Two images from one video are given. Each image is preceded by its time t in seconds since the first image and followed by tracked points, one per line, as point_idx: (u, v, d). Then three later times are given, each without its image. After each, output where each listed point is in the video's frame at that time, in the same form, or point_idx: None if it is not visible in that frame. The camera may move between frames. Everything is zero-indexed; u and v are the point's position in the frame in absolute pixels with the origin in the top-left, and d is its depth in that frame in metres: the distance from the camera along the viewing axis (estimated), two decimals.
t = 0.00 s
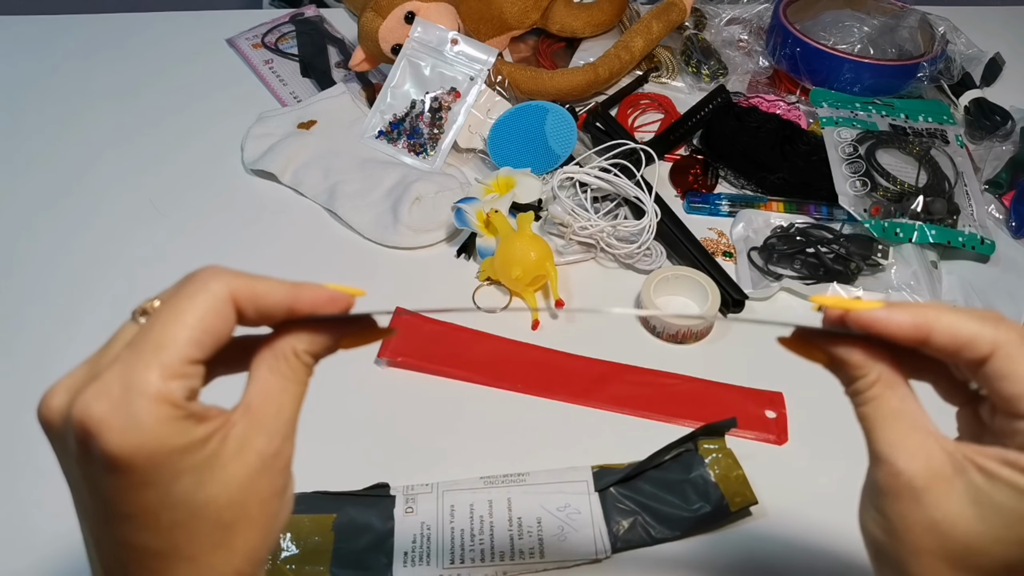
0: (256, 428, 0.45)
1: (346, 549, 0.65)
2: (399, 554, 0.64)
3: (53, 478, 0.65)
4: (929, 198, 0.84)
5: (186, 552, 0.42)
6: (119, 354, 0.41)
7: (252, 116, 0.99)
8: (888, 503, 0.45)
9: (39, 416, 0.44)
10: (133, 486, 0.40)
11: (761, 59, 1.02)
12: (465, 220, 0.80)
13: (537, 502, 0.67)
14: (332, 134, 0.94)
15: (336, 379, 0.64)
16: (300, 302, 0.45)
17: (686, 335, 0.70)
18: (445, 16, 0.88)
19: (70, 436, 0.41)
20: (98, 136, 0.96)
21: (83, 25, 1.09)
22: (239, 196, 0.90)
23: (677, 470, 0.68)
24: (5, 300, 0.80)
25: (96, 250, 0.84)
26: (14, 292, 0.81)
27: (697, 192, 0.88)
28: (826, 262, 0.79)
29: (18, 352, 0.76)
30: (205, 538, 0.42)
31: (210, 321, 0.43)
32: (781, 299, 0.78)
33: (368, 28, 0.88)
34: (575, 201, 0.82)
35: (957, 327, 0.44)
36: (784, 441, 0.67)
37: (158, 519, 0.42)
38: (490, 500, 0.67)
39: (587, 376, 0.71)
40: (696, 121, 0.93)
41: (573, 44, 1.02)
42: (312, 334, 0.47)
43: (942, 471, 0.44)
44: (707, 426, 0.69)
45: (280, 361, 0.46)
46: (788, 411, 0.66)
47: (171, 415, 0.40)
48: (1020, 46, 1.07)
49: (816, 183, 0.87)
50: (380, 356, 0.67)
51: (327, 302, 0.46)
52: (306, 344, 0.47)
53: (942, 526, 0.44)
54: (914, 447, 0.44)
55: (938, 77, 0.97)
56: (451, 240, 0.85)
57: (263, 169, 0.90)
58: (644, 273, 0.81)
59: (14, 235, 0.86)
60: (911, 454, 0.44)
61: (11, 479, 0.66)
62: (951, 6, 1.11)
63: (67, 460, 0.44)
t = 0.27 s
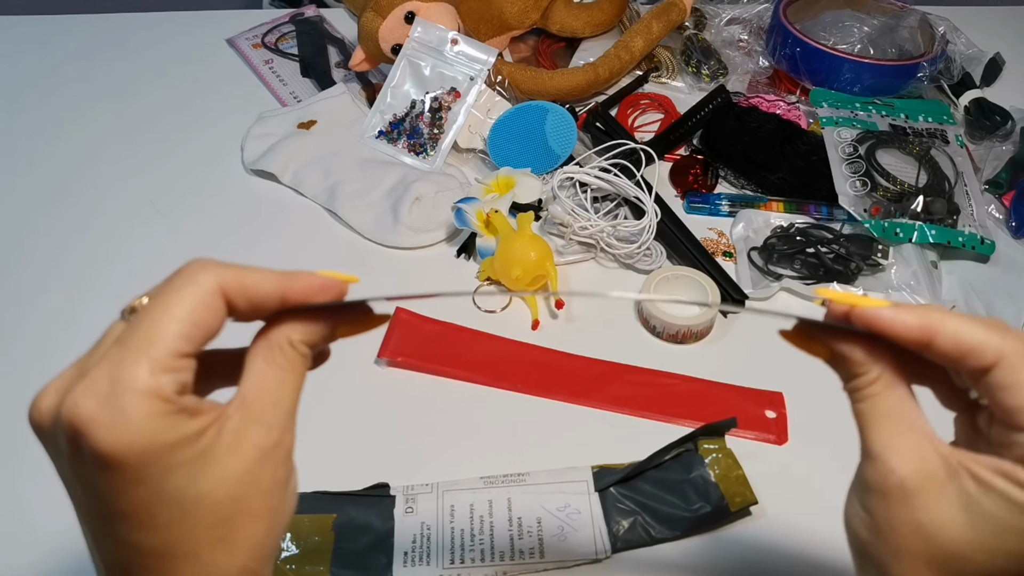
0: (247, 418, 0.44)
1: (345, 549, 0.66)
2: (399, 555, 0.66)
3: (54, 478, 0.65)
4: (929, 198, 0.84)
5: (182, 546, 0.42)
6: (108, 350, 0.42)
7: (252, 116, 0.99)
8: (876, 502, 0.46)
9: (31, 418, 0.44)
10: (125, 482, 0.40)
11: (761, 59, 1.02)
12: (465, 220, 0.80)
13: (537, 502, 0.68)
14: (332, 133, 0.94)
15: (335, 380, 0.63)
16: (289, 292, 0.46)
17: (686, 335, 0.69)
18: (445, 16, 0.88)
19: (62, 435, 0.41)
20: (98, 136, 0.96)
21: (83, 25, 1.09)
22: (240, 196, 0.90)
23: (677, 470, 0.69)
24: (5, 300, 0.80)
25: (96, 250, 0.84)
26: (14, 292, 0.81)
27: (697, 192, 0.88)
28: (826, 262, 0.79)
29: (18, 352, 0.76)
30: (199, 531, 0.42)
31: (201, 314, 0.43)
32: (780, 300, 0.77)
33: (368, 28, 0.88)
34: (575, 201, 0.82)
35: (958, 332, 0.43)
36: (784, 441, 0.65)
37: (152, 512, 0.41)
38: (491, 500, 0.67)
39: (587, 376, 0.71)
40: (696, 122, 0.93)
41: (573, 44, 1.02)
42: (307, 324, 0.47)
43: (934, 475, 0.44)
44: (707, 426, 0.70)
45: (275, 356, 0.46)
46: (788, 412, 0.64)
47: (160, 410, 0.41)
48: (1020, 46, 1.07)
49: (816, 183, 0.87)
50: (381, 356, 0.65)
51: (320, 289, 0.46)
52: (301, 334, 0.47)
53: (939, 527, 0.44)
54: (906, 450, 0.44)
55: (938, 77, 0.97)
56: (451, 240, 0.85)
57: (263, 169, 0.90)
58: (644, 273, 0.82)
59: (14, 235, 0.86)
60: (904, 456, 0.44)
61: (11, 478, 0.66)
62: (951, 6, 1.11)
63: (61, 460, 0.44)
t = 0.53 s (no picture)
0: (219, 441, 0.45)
1: (345, 550, 0.65)
2: (399, 555, 0.65)
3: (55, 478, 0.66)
4: (929, 198, 0.84)
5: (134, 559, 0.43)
6: (91, 346, 0.43)
7: (252, 116, 0.98)
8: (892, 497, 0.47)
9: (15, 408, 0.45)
10: (89, 479, 0.42)
11: (761, 59, 1.02)
12: (465, 220, 0.80)
13: (537, 501, 0.67)
14: (333, 134, 0.94)
15: (335, 379, 0.63)
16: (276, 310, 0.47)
17: (686, 336, 0.70)
18: (445, 16, 0.88)
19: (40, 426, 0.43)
20: (98, 136, 0.96)
21: (83, 25, 1.09)
22: (240, 196, 0.90)
23: (677, 470, 0.68)
24: (6, 300, 0.80)
25: (96, 249, 0.84)
26: (14, 292, 0.81)
27: (697, 192, 0.88)
28: (826, 263, 0.79)
29: (19, 352, 0.76)
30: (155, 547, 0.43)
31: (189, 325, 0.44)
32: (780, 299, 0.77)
33: (368, 29, 0.88)
34: (575, 201, 0.82)
35: (931, 316, 0.45)
36: (785, 441, 0.65)
37: (111, 516, 0.43)
38: (491, 500, 0.66)
39: (586, 376, 0.70)
40: (696, 122, 0.93)
41: (573, 44, 1.02)
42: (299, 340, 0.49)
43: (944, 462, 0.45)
44: (707, 426, 0.69)
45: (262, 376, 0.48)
46: (789, 412, 0.64)
47: (131, 415, 0.42)
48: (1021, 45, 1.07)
49: (816, 183, 0.87)
50: (381, 356, 0.67)
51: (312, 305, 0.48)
52: (284, 356, 0.48)
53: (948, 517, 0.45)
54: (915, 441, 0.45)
55: (938, 77, 0.98)
56: (451, 240, 0.85)
57: (263, 169, 0.90)
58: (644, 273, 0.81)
59: (14, 235, 0.86)
60: (913, 449, 0.45)
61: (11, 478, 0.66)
62: (951, 6, 1.11)
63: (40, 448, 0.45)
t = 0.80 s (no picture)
0: (169, 443, 0.43)
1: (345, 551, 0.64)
2: (398, 555, 0.63)
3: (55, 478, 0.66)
4: (929, 198, 0.84)
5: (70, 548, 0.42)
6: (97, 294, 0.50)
7: (252, 116, 0.99)
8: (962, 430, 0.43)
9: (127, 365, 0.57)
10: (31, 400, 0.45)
11: (761, 59, 1.02)
12: (465, 220, 0.80)
13: (537, 502, 0.66)
14: (333, 133, 0.94)
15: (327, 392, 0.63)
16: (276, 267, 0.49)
17: (686, 335, 0.74)
18: (445, 16, 0.89)
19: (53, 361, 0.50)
20: (98, 136, 0.96)
21: (83, 25, 1.09)
22: (239, 196, 0.90)
23: (677, 470, 0.67)
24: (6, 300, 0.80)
25: (96, 250, 0.84)
26: (14, 292, 0.81)
27: (697, 192, 0.88)
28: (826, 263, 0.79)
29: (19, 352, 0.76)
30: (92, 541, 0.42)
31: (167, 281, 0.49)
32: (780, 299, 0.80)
33: (369, 29, 0.88)
34: (575, 201, 0.82)
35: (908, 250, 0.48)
36: (784, 441, 0.68)
37: (55, 516, 0.42)
38: (490, 500, 0.66)
39: (586, 376, 0.73)
40: (696, 121, 0.93)
41: (573, 44, 1.02)
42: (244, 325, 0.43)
43: (1000, 373, 0.43)
44: (707, 427, 0.68)
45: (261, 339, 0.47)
46: (787, 412, 0.70)
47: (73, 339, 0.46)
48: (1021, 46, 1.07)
49: (816, 183, 0.87)
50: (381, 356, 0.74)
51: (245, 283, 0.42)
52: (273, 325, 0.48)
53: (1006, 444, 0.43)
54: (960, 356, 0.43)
55: (938, 77, 0.98)
56: (451, 240, 0.85)
57: (263, 169, 0.90)
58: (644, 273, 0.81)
59: (14, 234, 0.86)
60: (973, 370, 0.42)
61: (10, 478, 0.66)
62: (951, 6, 1.11)
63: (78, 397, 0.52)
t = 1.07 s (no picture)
0: (161, 422, 0.43)
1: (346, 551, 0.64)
2: (399, 554, 0.63)
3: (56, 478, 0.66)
4: (929, 198, 0.84)
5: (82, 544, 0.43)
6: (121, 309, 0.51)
7: (253, 116, 0.99)
8: (954, 415, 0.44)
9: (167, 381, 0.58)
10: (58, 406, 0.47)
11: (761, 59, 1.02)
12: (465, 220, 0.80)
13: (537, 502, 0.66)
14: (333, 133, 0.94)
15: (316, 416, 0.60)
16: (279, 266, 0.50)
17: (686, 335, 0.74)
18: (445, 16, 0.89)
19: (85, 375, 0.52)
20: (99, 136, 0.96)
21: (83, 25, 1.09)
22: (240, 196, 0.90)
23: (677, 470, 0.67)
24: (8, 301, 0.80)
25: (97, 250, 0.84)
26: (14, 292, 0.81)
27: (697, 192, 0.88)
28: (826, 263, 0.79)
29: (19, 352, 0.76)
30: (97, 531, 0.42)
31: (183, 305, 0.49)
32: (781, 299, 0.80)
33: (368, 28, 0.88)
34: (575, 201, 0.82)
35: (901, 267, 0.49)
36: (784, 441, 0.68)
37: (62, 504, 0.42)
38: (491, 500, 0.66)
39: (586, 376, 0.73)
40: (696, 122, 0.93)
41: (573, 44, 1.02)
42: (240, 319, 0.44)
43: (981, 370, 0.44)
44: (707, 427, 0.68)
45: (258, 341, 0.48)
46: (787, 412, 0.70)
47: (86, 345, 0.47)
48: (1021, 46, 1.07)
49: (816, 183, 0.87)
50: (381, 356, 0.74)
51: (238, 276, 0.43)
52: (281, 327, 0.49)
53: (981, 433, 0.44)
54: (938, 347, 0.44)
55: (938, 77, 0.98)
56: (451, 240, 0.85)
57: (263, 169, 0.90)
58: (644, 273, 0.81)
59: (15, 234, 0.86)
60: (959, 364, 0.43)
61: (11, 478, 0.67)
62: (951, 6, 1.11)
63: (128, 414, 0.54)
